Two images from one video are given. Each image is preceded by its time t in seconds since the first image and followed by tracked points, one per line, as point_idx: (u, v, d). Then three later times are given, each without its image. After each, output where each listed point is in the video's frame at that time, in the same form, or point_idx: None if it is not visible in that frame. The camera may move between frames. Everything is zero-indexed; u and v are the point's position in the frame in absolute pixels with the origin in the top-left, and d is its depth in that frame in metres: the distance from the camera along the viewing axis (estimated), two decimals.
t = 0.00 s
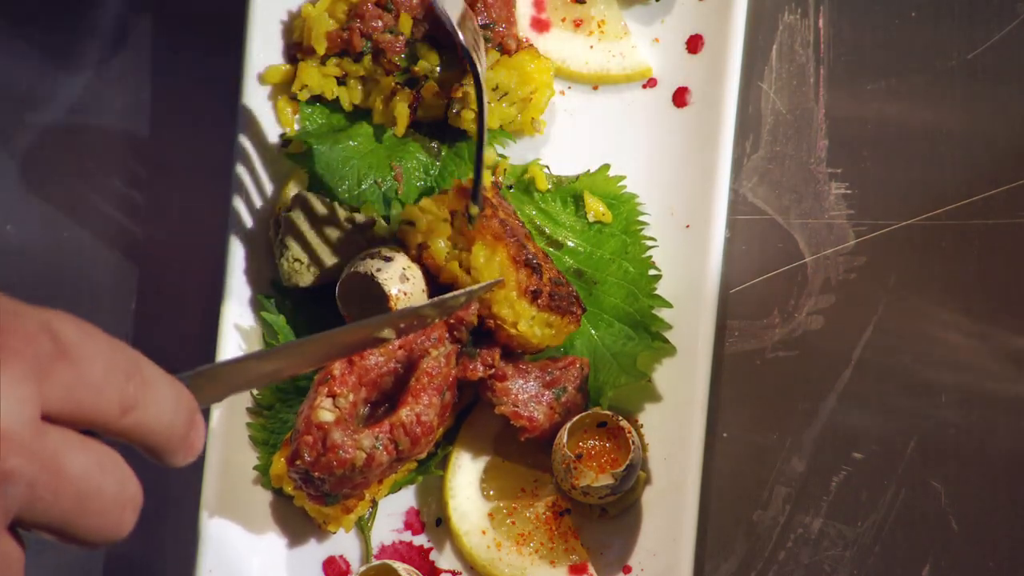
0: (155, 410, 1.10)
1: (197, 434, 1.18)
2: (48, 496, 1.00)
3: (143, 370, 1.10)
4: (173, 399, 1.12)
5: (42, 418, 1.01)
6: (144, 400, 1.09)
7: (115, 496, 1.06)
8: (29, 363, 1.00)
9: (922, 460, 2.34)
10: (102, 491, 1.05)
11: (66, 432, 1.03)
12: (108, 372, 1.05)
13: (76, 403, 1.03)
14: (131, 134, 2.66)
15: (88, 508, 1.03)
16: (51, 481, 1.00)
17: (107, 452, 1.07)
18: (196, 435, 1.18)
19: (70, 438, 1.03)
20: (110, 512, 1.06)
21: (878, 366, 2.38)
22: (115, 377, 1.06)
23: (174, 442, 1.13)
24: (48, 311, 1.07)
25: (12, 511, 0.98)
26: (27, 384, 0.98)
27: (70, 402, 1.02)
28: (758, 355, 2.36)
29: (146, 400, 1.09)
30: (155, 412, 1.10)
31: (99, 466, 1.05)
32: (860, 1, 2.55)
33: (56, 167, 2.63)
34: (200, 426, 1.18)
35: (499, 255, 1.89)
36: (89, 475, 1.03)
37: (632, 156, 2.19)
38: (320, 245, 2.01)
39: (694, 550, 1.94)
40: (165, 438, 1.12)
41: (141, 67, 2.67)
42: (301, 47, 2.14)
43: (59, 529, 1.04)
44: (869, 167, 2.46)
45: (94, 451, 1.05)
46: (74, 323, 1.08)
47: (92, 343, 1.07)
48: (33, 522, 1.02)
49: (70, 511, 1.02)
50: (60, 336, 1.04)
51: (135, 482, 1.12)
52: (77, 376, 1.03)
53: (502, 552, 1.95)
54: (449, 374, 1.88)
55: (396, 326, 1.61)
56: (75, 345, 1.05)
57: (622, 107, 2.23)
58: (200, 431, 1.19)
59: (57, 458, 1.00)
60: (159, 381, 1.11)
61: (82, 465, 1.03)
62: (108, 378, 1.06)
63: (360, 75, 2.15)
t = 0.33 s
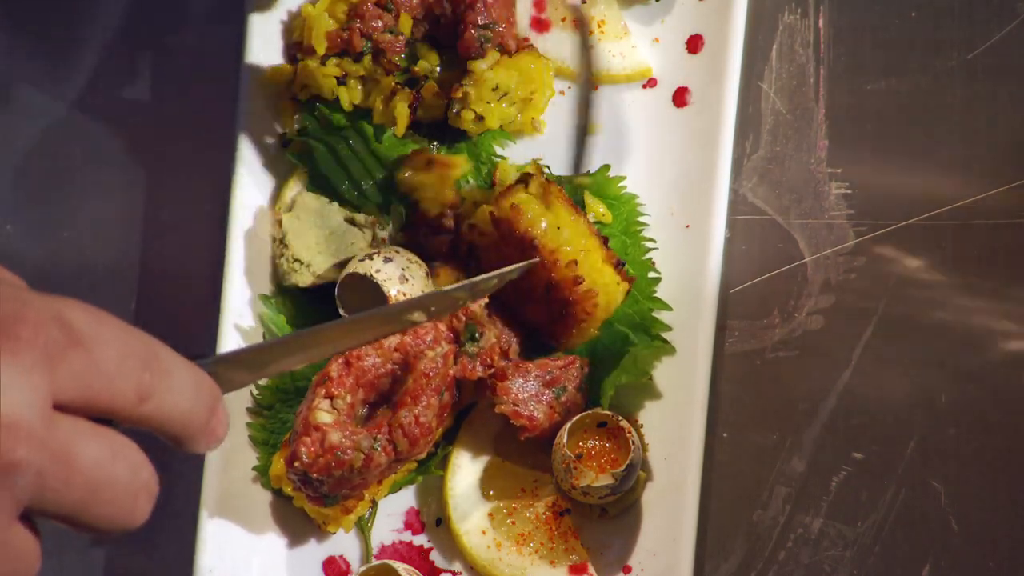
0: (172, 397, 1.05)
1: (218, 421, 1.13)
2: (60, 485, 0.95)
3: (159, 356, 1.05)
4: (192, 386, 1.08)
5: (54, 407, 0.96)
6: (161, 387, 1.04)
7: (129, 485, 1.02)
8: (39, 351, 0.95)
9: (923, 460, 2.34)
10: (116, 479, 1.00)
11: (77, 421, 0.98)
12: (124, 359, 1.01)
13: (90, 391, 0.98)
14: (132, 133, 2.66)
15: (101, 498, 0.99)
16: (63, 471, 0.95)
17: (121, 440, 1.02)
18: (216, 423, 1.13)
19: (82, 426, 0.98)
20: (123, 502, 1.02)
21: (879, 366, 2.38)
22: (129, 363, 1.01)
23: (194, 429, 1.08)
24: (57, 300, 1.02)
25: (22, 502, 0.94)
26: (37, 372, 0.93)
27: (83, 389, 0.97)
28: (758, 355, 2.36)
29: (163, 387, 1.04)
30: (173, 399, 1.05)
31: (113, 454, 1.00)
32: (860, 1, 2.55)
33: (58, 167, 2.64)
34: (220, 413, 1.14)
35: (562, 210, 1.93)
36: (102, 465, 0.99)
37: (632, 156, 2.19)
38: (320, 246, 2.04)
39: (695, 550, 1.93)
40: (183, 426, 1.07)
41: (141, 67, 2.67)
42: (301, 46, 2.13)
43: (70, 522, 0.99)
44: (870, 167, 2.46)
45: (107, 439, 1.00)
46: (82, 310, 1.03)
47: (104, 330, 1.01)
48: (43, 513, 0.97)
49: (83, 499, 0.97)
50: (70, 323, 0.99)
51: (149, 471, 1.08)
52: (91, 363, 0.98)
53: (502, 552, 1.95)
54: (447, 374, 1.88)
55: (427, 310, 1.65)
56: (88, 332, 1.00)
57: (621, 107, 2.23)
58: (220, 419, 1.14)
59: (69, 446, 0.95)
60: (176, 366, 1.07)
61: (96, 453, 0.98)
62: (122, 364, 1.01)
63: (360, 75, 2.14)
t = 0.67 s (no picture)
0: (222, 392, 1.02)
1: (265, 415, 1.10)
2: (114, 483, 0.94)
3: (208, 350, 1.02)
4: (239, 381, 1.04)
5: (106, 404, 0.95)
6: (211, 382, 1.01)
7: (182, 481, 1.00)
8: (89, 348, 0.93)
9: (923, 460, 2.33)
10: (169, 477, 0.98)
11: (130, 418, 0.97)
12: (173, 355, 0.97)
13: (140, 387, 0.96)
14: (134, 133, 2.67)
15: (155, 495, 0.97)
16: (116, 469, 0.94)
17: (173, 438, 1.00)
18: (264, 416, 1.10)
19: (135, 424, 0.97)
20: (178, 498, 1.00)
21: (879, 366, 2.38)
22: (179, 359, 0.98)
23: (243, 422, 1.06)
24: (109, 294, 0.99)
25: (76, 500, 0.93)
26: (88, 368, 0.92)
27: (133, 386, 0.95)
28: (758, 355, 2.37)
29: (213, 382, 1.01)
30: (222, 394, 1.02)
31: (166, 451, 0.99)
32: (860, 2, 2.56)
33: (59, 166, 2.64)
34: (270, 406, 1.11)
35: (511, 232, 1.95)
36: (155, 462, 0.97)
37: (631, 156, 2.19)
38: (318, 246, 2.04)
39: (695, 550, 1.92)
40: (233, 420, 1.04)
41: (144, 68, 2.68)
42: (301, 47, 2.13)
43: (126, 519, 0.98)
44: (870, 167, 2.47)
45: (160, 436, 0.98)
46: (133, 304, 1.00)
47: (153, 324, 0.98)
48: (99, 510, 0.97)
49: (135, 498, 0.96)
50: (120, 317, 0.96)
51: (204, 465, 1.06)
52: (140, 359, 0.96)
53: (502, 552, 1.95)
54: (447, 375, 1.88)
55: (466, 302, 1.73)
56: (138, 328, 0.97)
57: (621, 107, 2.23)
58: (268, 412, 1.11)
59: (122, 443, 0.94)
60: (223, 361, 1.03)
61: (148, 451, 0.97)
62: (172, 360, 0.98)
63: (360, 75, 2.15)
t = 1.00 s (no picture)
0: (183, 429, 1.10)
1: (225, 452, 1.19)
2: (75, 515, 1.00)
3: (170, 389, 1.10)
4: (200, 418, 1.13)
5: (67, 439, 1.01)
6: (173, 418, 1.09)
7: (142, 514, 1.07)
8: (53, 382, 0.99)
9: (923, 460, 2.33)
10: (129, 511, 1.05)
11: (90, 452, 1.03)
12: (135, 392, 1.05)
13: (101, 424, 1.02)
14: (135, 134, 2.67)
15: (114, 528, 1.04)
16: (78, 501, 1.00)
17: (132, 471, 1.07)
18: (223, 453, 1.18)
19: (96, 458, 1.03)
20: (135, 533, 1.06)
21: (879, 366, 2.37)
22: (142, 396, 1.06)
23: (202, 458, 1.13)
24: (75, 332, 1.06)
25: (36, 533, 0.99)
26: (52, 405, 0.98)
27: (96, 423, 1.02)
28: (757, 355, 2.37)
29: (175, 419, 1.09)
30: (183, 430, 1.10)
31: (127, 485, 1.05)
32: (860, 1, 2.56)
33: (58, 165, 2.64)
34: (226, 444, 1.19)
35: (506, 255, 1.98)
36: (116, 495, 1.04)
37: (632, 157, 2.19)
38: (319, 245, 2.01)
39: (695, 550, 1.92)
40: (193, 455, 1.12)
41: (144, 67, 2.69)
42: (301, 47, 2.13)
43: (83, 551, 1.04)
44: (869, 166, 2.47)
45: (121, 470, 1.05)
46: (98, 343, 1.07)
47: (116, 363, 1.05)
48: (58, 541, 1.03)
49: (95, 531, 1.02)
50: (85, 356, 1.03)
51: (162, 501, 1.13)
52: (104, 397, 1.02)
53: (502, 552, 1.95)
54: (445, 374, 1.86)
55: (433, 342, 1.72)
56: (102, 366, 1.04)
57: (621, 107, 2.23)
58: (227, 450, 1.19)
59: (83, 476, 1.00)
60: (185, 399, 1.11)
61: (109, 485, 1.03)
62: (134, 396, 1.05)
63: (360, 75, 2.15)
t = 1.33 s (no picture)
0: (182, 430, 1.10)
1: (224, 451, 1.19)
2: (75, 518, 1.01)
3: (169, 390, 1.10)
4: (200, 418, 1.13)
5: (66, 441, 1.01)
6: (172, 419, 1.09)
7: (141, 515, 1.07)
8: (51, 386, 0.99)
9: (923, 460, 2.33)
10: (129, 512, 1.06)
11: (89, 455, 1.03)
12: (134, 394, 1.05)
13: (101, 427, 1.02)
14: (135, 134, 2.68)
15: (114, 529, 1.04)
16: (77, 503, 1.00)
17: (132, 473, 1.07)
18: (223, 452, 1.19)
19: (94, 460, 1.03)
20: (135, 533, 1.07)
21: (879, 366, 2.37)
22: (140, 398, 1.06)
23: (202, 458, 1.14)
24: (72, 334, 1.06)
25: (37, 535, 1.00)
26: (51, 409, 0.98)
27: (95, 426, 1.02)
28: (757, 355, 2.37)
29: (174, 420, 1.09)
30: (183, 431, 1.10)
31: (126, 487, 1.06)
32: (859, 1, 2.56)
33: (58, 166, 2.64)
34: (226, 444, 1.20)
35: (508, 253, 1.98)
36: (116, 496, 1.04)
37: (632, 157, 2.19)
38: (319, 245, 2.01)
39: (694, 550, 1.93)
40: (193, 456, 1.13)
41: (145, 68, 2.69)
42: (301, 47, 2.13)
43: (84, 552, 1.05)
44: (869, 166, 2.47)
45: (121, 471, 1.05)
46: (96, 345, 1.07)
47: (115, 364, 1.05)
48: (57, 544, 1.03)
49: (96, 533, 1.03)
50: (83, 358, 1.03)
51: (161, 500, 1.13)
52: (103, 400, 1.02)
53: (502, 552, 1.95)
54: (446, 374, 1.87)
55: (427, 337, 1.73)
56: (100, 368, 1.04)
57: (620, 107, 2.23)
58: (226, 449, 1.20)
59: (82, 479, 1.01)
60: (185, 400, 1.12)
61: (109, 486, 1.03)
62: (133, 398, 1.05)
63: (360, 75, 2.15)
